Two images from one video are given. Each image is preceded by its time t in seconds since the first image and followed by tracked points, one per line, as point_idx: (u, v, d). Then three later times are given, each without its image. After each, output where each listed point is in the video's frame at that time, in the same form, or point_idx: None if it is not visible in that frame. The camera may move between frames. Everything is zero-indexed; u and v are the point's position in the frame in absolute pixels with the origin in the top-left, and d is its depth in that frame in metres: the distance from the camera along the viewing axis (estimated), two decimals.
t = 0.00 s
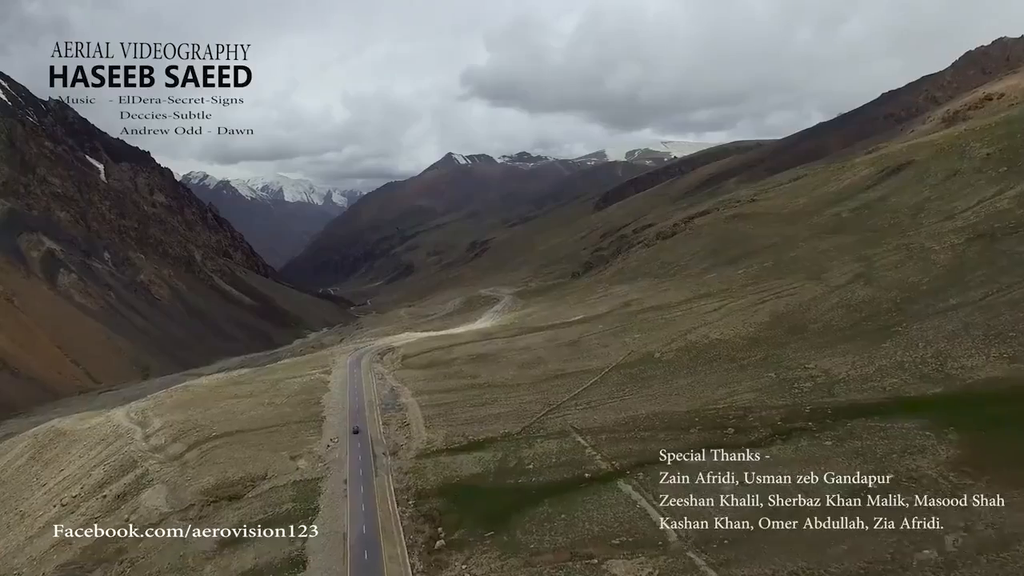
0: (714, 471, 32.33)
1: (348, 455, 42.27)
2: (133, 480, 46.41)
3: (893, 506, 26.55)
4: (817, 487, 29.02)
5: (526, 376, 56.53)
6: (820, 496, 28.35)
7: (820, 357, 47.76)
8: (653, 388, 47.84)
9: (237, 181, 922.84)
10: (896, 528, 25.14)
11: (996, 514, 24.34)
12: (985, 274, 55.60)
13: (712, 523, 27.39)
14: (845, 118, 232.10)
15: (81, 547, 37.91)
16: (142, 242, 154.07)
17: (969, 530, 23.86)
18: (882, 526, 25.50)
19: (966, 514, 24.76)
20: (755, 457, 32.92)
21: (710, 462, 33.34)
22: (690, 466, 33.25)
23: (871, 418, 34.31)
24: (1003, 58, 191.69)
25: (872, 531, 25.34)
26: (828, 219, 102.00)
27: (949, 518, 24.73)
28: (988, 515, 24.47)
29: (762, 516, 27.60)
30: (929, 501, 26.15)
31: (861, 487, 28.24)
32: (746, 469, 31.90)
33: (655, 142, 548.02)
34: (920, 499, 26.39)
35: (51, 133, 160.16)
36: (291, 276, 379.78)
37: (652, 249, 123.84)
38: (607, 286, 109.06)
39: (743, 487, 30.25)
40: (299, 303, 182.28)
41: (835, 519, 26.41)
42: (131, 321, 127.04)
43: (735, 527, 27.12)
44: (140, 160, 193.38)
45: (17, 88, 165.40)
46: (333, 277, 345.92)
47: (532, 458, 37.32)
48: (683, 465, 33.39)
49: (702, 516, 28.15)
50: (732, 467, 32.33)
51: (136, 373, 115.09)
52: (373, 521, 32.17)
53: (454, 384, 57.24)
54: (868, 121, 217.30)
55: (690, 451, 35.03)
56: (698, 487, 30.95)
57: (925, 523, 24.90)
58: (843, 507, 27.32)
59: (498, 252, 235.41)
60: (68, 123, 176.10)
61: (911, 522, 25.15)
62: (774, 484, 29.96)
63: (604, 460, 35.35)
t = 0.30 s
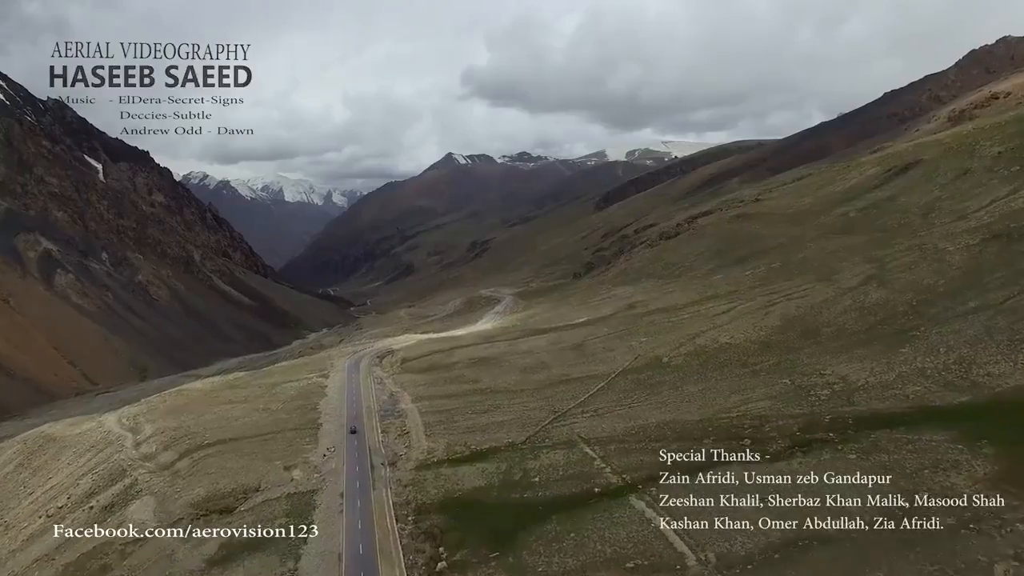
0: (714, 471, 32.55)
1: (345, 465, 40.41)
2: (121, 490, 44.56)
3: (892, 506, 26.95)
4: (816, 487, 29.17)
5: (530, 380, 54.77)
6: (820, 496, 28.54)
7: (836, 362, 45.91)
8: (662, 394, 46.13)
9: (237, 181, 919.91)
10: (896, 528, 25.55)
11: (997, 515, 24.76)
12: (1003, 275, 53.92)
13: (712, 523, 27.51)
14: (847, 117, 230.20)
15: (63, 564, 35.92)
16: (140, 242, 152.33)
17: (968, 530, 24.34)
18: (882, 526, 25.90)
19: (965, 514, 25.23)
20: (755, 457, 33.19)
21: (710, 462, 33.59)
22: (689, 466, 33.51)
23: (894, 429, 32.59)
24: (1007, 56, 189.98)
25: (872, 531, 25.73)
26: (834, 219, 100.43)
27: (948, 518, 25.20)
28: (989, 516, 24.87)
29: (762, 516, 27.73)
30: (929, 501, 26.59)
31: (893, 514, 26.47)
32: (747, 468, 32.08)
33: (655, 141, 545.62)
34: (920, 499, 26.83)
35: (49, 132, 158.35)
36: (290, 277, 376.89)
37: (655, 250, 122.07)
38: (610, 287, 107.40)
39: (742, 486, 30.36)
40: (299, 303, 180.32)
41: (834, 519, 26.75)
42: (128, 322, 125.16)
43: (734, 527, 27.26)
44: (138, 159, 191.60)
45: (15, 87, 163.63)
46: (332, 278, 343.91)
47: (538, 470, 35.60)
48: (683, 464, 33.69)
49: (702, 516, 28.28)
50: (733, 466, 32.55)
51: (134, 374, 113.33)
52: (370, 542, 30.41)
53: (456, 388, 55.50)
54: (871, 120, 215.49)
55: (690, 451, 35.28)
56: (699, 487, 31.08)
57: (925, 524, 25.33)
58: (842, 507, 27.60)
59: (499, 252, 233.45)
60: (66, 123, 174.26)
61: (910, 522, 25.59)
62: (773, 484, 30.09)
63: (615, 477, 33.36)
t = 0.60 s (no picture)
0: (714, 471, 32.65)
1: (340, 477, 38.63)
2: (108, 502, 42.76)
3: (893, 506, 26.97)
4: (816, 487, 29.09)
5: (533, 386, 53.13)
6: (821, 495, 28.50)
7: (851, 368, 44.17)
8: (671, 402, 44.36)
9: (234, 181, 917.17)
10: (896, 528, 25.64)
11: (994, 517, 25.11)
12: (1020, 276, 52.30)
13: (712, 523, 27.74)
14: (848, 116, 228.65)
15: None
16: (136, 242, 150.36)
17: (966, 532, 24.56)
18: (882, 526, 25.96)
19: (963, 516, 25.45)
20: (755, 457, 33.35)
21: (711, 462, 33.68)
22: (689, 465, 33.56)
23: (922, 441, 31.01)
24: (1009, 56, 188.48)
25: (873, 531, 25.82)
26: (839, 219, 98.96)
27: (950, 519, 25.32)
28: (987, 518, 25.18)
29: (762, 515, 27.85)
30: (929, 501, 26.68)
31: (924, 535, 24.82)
32: (747, 469, 32.24)
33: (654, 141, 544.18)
34: (919, 499, 26.93)
35: (44, 132, 156.24)
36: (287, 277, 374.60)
37: (657, 250, 120.46)
38: (611, 288, 105.89)
39: (743, 486, 30.41)
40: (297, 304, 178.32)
41: (835, 519, 26.73)
42: (124, 323, 123.16)
43: (735, 527, 27.43)
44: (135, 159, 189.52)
45: (11, 86, 161.56)
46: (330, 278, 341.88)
47: (543, 483, 33.91)
48: (684, 465, 33.68)
49: (702, 516, 28.51)
50: (734, 467, 32.77)
51: (130, 376, 111.35)
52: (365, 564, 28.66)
53: (457, 393, 53.85)
54: (872, 120, 214.02)
55: (690, 451, 35.26)
56: (700, 487, 31.29)
57: (924, 524, 25.50)
58: (843, 507, 27.51)
59: (497, 253, 231.63)
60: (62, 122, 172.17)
61: (910, 522, 25.72)
62: (775, 483, 30.17)
63: (627, 492, 31.54)
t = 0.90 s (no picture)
0: (715, 471, 32.66)
1: (343, 489, 36.95)
2: (102, 513, 41.10)
3: (893, 506, 26.87)
4: (815, 488, 29.18)
5: (542, 391, 51.44)
6: (820, 496, 28.56)
7: (876, 375, 42.19)
8: (687, 411, 42.46)
9: (240, 181, 918.41)
10: (896, 529, 25.54)
11: (996, 515, 24.94)
12: None
13: (712, 523, 27.90)
14: (856, 115, 225.82)
15: None
16: (141, 242, 149.18)
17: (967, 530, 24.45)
18: (882, 526, 25.87)
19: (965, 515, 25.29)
20: (755, 457, 33.38)
21: (711, 461, 33.74)
22: (689, 465, 33.60)
23: (961, 456, 29.24)
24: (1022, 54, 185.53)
25: (873, 530, 25.74)
26: (852, 219, 97.02)
27: (950, 519, 25.21)
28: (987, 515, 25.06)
29: (762, 515, 27.91)
30: (929, 501, 26.55)
31: (975, 561, 22.86)
32: (745, 469, 32.31)
33: (659, 141, 541.53)
34: (919, 499, 26.79)
35: (49, 131, 155.18)
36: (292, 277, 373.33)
37: (665, 250, 118.58)
38: (620, 289, 104.17)
39: (743, 487, 30.48)
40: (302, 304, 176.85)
41: (835, 519, 26.77)
42: (129, 323, 121.98)
43: (735, 527, 27.52)
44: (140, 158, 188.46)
45: (17, 87, 160.74)
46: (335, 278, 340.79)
47: (556, 496, 32.29)
48: (683, 464, 33.77)
49: (702, 516, 28.69)
50: (732, 467, 32.78)
51: (135, 376, 110.10)
52: None
53: (463, 399, 52.17)
54: (882, 119, 211.30)
55: (690, 451, 35.31)
56: (699, 487, 31.30)
57: (924, 523, 25.39)
58: (843, 507, 27.52)
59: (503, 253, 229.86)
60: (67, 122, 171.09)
61: (910, 522, 25.60)
62: (775, 484, 30.22)
63: (646, 509, 29.72)
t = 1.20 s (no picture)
0: (715, 471, 32.64)
1: (357, 500, 35.48)
2: (110, 519, 39.98)
3: (893, 505, 26.93)
4: (815, 488, 29.20)
5: (564, 397, 49.71)
6: (820, 496, 28.57)
7: (919, 384, 39.77)
8: (718, 421, 40.29)
9: (259, 181, 925.43)
10: (895, 527, 25.56)
11: (994, 515, 25.05)
12: None
13: (712, 522, 27.90)
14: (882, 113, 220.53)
15: None
16: (161, 241, 149.55)
17: (971, 534, 24.35)
18: (883, 525, 25.85)
19: (968, 516, 25.28)
20: (751, 459, 33.51)
21: (713, 463, 33.70)
22: (691, 467, 33.58)
23: None
24: None
25: (871, 529, 25.79)
26: (882, 219, 93.96)
27: (949, 519, 25.30)
28: (989, 516, 25.08)
29: (762, 515, 27.88)
30: (929, 501, 26.61)
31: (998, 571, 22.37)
32: (746, 469, 32.29)
33: (678, 140, 536.21)
34: (919, 499, 26.82)
35: (73, 132, 156.14)
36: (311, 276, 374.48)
37: (687, 250, 116.10)
38: (640, 291, 102.02)
39: (744, 486, 30.43)
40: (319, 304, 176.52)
41: (834, 518, 26.79)
42: (149, 322, 122.09)
43: (734, 526, 27.54)
44: (161, 158, 189.41)
45: (42, 89, 162.23)
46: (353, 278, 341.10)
47: (581, 513, 30.53)
48: (684, 466, 33.82)
49: (702, 515, 28.67)
50: (733, 467, 32.79)
51: (154, 376, 110.00)
52: None
53: (482, 404, 50.56)
54: (909, 116, 206.23)
55: (702, 458, 34.69)
56: (699, 486, 31.34)
57: (923, 522, 25.44)
58: (842, 506, 27.60)
59: (520, 252, 227.87)
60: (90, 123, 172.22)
61: (910, 521, 25.58)
62: (776, 484, 30.21)
63: (677, 529, 27.88)
